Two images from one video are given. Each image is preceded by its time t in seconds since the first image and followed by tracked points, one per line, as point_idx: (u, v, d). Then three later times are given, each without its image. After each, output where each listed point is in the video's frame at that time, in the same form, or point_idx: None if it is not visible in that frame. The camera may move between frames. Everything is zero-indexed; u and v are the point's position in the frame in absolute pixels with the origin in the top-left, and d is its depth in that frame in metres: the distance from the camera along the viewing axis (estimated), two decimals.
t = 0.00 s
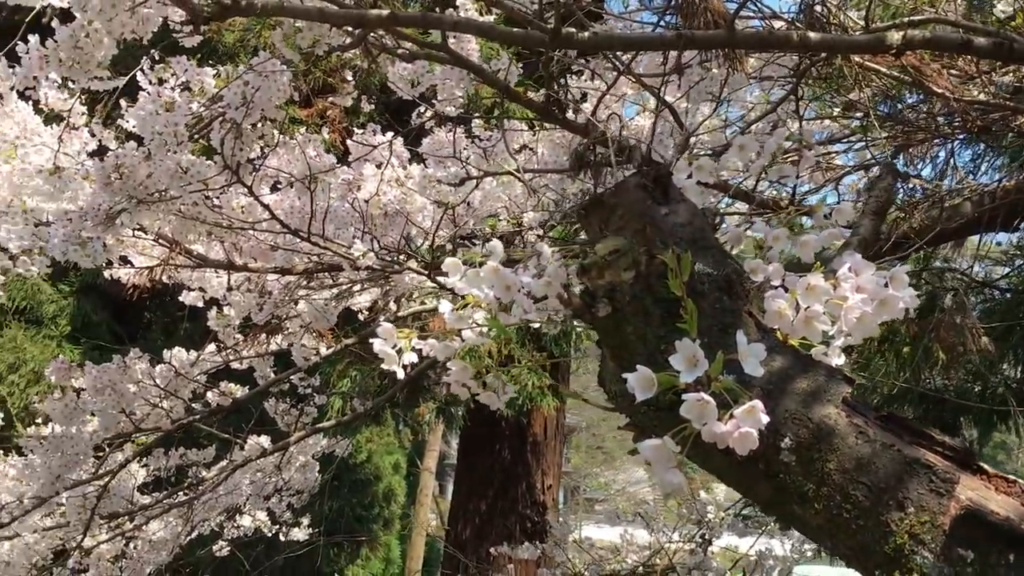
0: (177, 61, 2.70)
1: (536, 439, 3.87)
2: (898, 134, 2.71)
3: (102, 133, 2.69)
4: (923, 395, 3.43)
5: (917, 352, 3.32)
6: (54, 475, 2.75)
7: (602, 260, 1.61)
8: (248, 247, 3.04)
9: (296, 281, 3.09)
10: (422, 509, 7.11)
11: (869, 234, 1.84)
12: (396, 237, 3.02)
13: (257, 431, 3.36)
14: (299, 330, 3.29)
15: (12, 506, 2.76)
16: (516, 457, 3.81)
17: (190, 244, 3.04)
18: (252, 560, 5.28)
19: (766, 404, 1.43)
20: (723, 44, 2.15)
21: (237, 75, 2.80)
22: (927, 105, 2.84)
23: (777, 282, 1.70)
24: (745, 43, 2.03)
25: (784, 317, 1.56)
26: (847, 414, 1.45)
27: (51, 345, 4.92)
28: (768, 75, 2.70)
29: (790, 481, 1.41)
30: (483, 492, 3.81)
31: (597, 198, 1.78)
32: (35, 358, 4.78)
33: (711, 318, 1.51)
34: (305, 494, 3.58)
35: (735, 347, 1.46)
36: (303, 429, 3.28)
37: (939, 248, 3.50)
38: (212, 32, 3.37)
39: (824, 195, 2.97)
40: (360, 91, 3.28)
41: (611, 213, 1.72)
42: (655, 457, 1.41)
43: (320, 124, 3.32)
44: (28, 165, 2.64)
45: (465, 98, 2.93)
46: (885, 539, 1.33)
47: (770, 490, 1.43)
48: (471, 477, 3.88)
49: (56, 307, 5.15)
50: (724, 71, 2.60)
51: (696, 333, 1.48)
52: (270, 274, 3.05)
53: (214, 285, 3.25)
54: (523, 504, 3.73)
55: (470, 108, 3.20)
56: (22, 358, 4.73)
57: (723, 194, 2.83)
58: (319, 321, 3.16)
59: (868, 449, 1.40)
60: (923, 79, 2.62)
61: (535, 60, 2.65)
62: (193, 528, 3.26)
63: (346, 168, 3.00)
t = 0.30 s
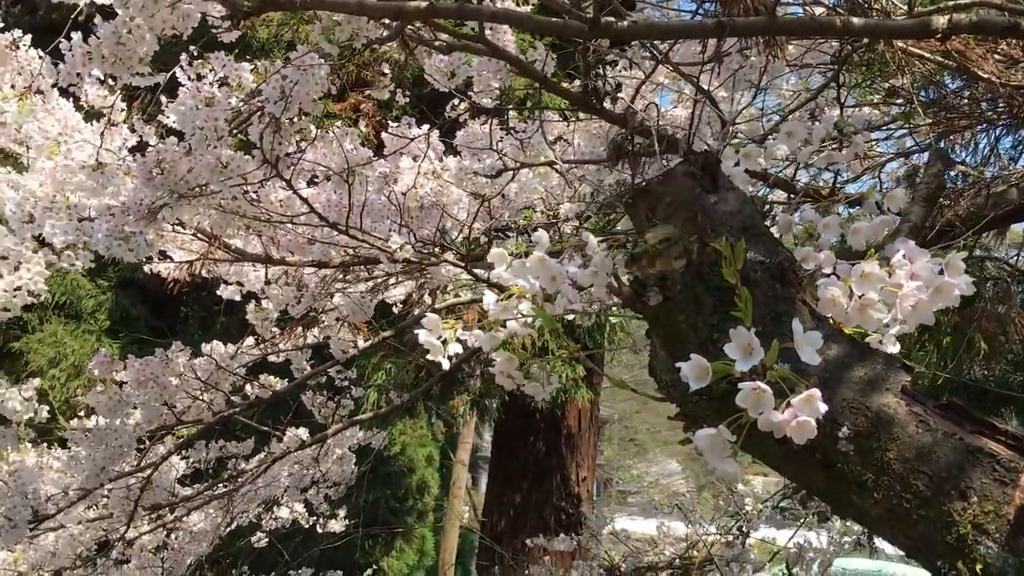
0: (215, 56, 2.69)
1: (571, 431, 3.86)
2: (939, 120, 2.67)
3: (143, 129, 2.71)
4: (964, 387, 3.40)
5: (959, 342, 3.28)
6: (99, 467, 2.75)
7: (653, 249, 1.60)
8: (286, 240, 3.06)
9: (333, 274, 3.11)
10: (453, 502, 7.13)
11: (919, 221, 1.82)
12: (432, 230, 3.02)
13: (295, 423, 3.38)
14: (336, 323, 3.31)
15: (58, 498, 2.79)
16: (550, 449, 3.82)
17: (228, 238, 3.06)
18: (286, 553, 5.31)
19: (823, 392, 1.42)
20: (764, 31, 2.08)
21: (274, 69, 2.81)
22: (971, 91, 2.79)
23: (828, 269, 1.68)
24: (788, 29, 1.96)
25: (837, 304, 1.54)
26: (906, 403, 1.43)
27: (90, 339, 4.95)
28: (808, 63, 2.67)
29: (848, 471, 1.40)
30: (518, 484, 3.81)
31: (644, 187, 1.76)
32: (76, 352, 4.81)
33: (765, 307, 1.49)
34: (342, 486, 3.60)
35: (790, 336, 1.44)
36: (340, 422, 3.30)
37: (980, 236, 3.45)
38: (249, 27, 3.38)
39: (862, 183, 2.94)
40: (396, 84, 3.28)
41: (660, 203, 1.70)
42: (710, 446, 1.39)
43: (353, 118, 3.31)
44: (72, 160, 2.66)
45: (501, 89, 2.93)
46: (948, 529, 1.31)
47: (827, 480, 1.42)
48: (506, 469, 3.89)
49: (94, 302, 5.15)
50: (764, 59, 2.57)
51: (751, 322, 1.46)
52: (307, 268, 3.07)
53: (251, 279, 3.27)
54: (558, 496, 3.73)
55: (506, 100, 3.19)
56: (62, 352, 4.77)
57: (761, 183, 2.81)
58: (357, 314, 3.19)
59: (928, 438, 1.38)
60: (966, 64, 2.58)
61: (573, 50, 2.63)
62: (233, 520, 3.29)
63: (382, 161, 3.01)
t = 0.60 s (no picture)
0: (250, 47, 2.69)
1: (603, 420, 3.86)
2: (983, 102, 2.63)
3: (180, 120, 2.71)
4: (1005, 373, 3.36)
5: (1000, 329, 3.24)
6: (139, 455, 2.78)
7: (703, 233, 1.58)
8: (320, 230, 3.06)
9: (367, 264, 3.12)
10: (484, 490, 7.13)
11: (972, 203, 1.79)
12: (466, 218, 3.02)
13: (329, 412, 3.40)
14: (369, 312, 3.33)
15: (99, 486, 2.82)
16: (582, 438, 3.82)
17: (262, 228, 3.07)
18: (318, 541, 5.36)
19: (880, 377, 1.39)
20: (806, 12, 2.01)
21: (308, 59, 2.80)
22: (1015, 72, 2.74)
23: (880, 253, 1.65)
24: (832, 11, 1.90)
25: (891, 289, 1.52)
26: (966, 388, 1.41)
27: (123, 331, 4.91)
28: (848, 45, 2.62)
29: (906, 457, 1.38)
30: (550, 472, 3.83)
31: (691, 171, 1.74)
32: (111, 344, 4.55)
33: (819, 291, 1.47)
34: (376, 474, 3.62)
35: (847, 320, 1.41)
36: (374, 411, 3.31)
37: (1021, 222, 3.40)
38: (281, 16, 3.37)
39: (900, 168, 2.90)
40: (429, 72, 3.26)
41: (708, 187, 1.68)
42: (764, 432, 1.37)
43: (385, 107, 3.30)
44: (110, 151, 2.66)
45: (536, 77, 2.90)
46: (1010, 515, 1.28)
47: (884, 466, 1.41)
48: (539, 458, 3.91)
49: (128, 292, 4.85)
50: (804, 42, 2.52)
51: (806, 307, 1.43)
52: (340, 257, 3.07)
53: (285, 269, 3.28)
54: (589, 485, 3.74)
55: (539, 87, 3.17)
56: (98, 343, 4.53)
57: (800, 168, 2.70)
58: (391, 303, 3.21)
59: (990, 424, 1.35)
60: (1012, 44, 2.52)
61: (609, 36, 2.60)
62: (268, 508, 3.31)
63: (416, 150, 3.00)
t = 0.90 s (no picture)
0: (281, 29, 2.67)
1: (632, 403, 3.87)
2: None
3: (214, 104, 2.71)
4: None
5: None
6: (177, 437, 2.78)
7: (754, 208, 1.57)
8: (353, 213, 3.06)
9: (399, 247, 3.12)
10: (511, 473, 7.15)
11: None
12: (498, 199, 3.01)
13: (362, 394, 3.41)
14: (399, 295, 3.34)
15: (137, 468, 2.84)
16: (611, 420, 3.85)
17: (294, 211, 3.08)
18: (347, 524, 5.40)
19: (940, 352, 1.38)
20: None
21: (339, 41, 2.79)
22: None
23: (933, 227, 1.63)
24: None
25: (947, 263, 1.47)
26: None
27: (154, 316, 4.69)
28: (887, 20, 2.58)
29: (966, 433, 1.36)
30: (579, 455, 3.86)
31: (739, 146, 1.72)
32: (144, 327, 4.49)
33: (876, 266, 1.45)
34: (408, 456, 3.63)
35: (905, 295, 1.40)
36: (406, 394, 3.32)
37: None
38: None
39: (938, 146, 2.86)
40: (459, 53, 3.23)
41: (756, 161, 1.66)
42: (821, 409, 1.35)
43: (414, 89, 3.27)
44: (145, 136, 2.69)
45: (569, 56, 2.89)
46: None
47: (943, 441, 1.39)
48: (568, 441, 3.95)
49: (159, 277, 4.80)
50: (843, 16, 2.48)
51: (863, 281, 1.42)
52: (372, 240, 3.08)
53: (316, 253, 3.28)
54: (619, 467, 3.76)
55: (570, 67, 3.15)
56: (131, 327, 4.47)
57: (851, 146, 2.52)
58: (423, 286, 3.22)
59: None
60: None
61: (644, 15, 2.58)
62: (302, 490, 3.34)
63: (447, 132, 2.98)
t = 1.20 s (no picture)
0: (314, 6, 2.64)
1: (664, 380, 3.89)
2: None
3: (249, 83, 2.70)
4: None
5: None
6: (215, 416, 2.83)
7: (808, 177, 1.54)
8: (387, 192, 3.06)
9: (432, 225, 3.12)
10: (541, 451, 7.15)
11: None
12: (531, 175, 2.98)
13: (395, 372, 3.42)
14: (432, 274, 3.38)
15: (176, 446, 2.87)
16: (643, 398, 3.88)
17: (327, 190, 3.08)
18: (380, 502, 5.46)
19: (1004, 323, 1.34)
20: None
21: (372, 18, 2.77)
22: None
23: (990, 197, 1.60)
24: None
25: (1006, 232, 1.44)
26: None
27: (192, 297, 4.63)
28: None
29: None
30: (611, 433, 3.91)
31: (788, 114, 1.69)
32: (178, 309, 4.49)
33: (934, 235, 1.42)
34: (442, 434, 3.65)
35: (966, 265, 1.37)
36: (439, 372, 3.33)
37: None
38: None
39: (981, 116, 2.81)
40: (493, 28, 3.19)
41: (805, 130, 1.63)
42: (879, 382, 1.34)
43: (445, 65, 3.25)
44: (181, 116, 2.69)
45: (604, 30, 2.86)
46: None
47: (1003, 413, 1.37)
48: (600, 419, 4.00)
49: (192, 258, 4.80)
50: None
51: (923, 251, 1.38)
52: (405, 219, 3.08)
53: (349, 232, 3.28)
54: (651, 445, 3.79)
55: (604, 40, 3.11)
56: (165, 308, 4.47)
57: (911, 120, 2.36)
58: (456, 266, 3.25)
59: None
60: None
61: None
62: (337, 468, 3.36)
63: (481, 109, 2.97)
